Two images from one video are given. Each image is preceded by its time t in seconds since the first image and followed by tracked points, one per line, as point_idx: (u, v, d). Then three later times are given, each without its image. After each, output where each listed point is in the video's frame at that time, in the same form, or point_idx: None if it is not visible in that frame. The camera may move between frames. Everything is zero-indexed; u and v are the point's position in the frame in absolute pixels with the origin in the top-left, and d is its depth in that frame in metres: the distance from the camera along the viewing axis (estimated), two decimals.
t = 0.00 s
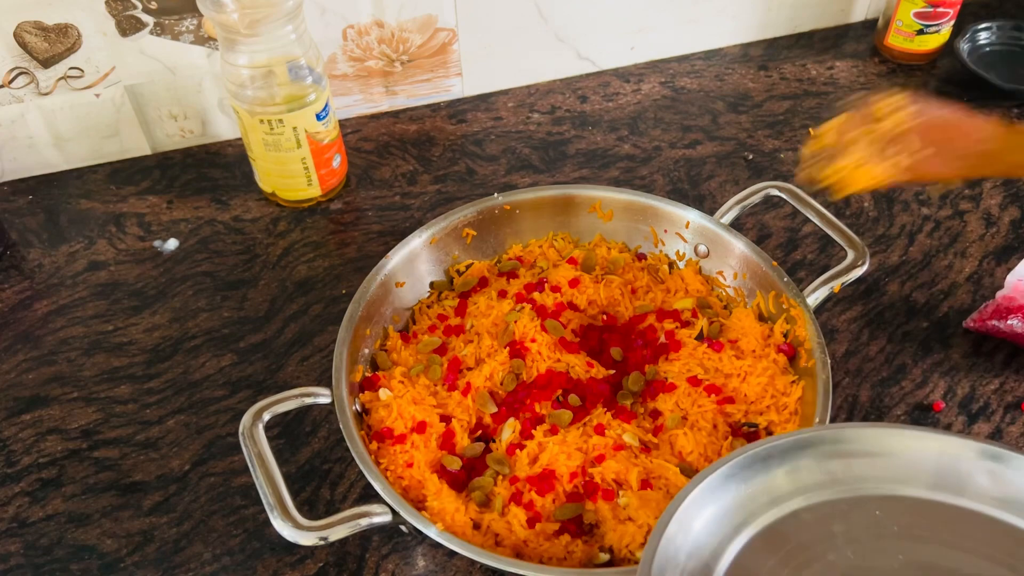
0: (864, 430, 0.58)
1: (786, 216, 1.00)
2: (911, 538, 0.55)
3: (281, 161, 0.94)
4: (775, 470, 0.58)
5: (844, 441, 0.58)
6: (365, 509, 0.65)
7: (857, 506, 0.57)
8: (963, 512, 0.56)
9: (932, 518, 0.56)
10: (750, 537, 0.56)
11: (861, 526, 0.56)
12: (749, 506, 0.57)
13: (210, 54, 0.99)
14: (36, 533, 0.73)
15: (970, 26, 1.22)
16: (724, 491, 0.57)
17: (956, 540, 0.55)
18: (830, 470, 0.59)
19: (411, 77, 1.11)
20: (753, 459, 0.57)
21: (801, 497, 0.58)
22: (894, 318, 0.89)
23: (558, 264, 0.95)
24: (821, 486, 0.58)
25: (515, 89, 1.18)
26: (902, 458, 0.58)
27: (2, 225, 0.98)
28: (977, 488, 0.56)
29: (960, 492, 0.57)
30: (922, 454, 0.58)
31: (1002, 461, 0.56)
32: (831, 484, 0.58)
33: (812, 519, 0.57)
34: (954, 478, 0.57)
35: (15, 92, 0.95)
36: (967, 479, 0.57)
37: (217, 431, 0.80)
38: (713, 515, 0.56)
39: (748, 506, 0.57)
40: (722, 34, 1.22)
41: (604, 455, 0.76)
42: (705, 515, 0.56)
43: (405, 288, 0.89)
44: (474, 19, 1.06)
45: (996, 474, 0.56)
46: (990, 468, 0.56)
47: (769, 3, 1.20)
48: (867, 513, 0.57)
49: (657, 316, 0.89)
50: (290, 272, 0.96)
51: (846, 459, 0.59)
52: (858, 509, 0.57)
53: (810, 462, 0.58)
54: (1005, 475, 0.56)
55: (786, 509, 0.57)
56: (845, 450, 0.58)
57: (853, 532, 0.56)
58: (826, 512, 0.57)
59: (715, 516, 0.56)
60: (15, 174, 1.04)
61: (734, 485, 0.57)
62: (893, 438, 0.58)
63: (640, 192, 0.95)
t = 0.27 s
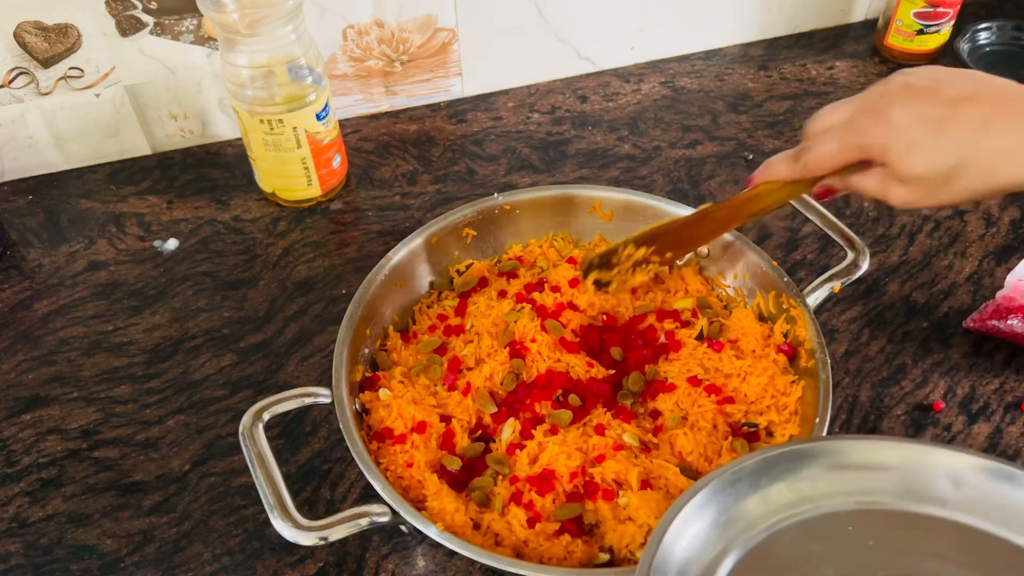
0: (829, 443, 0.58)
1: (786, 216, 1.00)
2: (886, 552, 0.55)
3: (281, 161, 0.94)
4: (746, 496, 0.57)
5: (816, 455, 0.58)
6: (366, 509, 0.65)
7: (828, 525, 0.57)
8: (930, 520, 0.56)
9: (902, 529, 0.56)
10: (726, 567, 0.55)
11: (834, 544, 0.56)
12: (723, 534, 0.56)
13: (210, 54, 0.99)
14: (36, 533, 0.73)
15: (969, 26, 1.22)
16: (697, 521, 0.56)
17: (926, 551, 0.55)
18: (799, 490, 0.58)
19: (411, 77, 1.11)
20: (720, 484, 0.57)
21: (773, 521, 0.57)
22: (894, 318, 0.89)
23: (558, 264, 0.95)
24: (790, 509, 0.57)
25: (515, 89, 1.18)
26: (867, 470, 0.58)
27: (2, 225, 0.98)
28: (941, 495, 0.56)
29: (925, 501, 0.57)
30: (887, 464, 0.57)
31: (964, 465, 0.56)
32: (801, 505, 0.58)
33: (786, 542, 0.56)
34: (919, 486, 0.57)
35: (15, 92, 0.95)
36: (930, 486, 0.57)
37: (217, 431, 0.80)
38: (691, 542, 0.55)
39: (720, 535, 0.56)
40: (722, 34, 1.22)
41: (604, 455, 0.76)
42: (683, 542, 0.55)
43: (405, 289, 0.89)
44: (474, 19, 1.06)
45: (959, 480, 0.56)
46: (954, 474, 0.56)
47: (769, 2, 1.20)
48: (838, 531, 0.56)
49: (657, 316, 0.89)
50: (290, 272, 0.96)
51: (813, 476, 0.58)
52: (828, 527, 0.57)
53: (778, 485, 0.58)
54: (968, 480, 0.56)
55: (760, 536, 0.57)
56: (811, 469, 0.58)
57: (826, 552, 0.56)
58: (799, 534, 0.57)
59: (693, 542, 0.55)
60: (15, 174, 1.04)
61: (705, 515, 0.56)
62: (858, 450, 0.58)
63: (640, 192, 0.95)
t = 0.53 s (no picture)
0: (788, 463, 0.58)
1: (786, 216, 1.00)
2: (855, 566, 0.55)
3: (281, 161, 0.94)
4: (710, 524, 0.57)
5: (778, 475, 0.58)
6: (366, 509, 0.65)
7: (794, 547, 0.56)
8: (889, 531, 0.57)
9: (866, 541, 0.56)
10: None
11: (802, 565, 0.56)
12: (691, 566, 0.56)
13: (210, 54, 0.99)
14: (36, 533, 0.73)
15: (969, 26, 1.22)
16: (667, 554, 0.55)
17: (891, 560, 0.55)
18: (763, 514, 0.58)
19: (411, 78, 1.11)
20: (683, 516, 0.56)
21: (740, 548, 0.57)
22: (894, 318, 0.89)
23: (558, 264, 0.94)
24: (756, 535, 0.57)
25: (515, 89, 1.18)
26: (827, 486, 0.58)
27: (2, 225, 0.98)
28: (899, 503, 0.57)
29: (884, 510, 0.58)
30: (845, 479, 0.58)
31: (916, 471, 0.57)
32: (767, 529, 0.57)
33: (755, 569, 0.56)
34: (877, 496, 0.58)
35: (15, 92, 0.95)
36: (887, 495, 0.58)
37: (217, 431, 0.80)
38: None
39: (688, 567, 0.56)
40: (722, 34, 1.22)
41: (604, 455, 0.76)
42: None
43: (405, 289, 0.89)
44: (474, 19, 1.06)
45: (914, 487, 0.57)
46: (910, 480, 0.57)
47: (769, 2, 1.20)
48: (804, 552, 0.56)
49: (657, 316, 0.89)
50: (290, 272, 0.96)
51: (775, 498, 0.58)
52: (794, 548, 0.56)
53: (741, 511, 0.57)
54: (923, 485, 0.57)
55: (729, 564, 0.56)
56: (772, 490, 0.58)
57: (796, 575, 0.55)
58: (767, 557, 0.56)
59: None
60: (14, 174, 1.04)
61: (672, 547, 0.55)
62: (816, 468, 0.58)
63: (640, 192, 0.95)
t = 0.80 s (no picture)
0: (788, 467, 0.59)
1: (786, 216, 1.00)
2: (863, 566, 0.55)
3: (281, 161, 0.94)
4: (715, 531, 0.57)
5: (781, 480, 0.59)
6: (365, 509, 0.65)
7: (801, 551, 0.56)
8: (893, 533, 0.57)
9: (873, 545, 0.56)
10: None
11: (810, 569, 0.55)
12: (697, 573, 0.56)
13: (210, 54, 0.99)
14: (36, 533, 0.73)
15: (969, 26, 1.22)
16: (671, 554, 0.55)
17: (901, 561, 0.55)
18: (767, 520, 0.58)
19: (411, 77, 1.11)
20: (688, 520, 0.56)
21: (745, 555, 0.56)
22: (894, 318, 0.89)
23: (558, 264, 0.95)
24: (760, 539, 0.57)
25: (515, 89, 1.18)
26: (829, 491, 0.59)
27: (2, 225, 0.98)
28: (902, 507, 0.58)
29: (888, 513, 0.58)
30: (847, 483, 0.59)
31: (915, 474, 0.58)
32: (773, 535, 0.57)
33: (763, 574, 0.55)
34: (879, 500, 0.58)
35: (15, 92, 0.95)
36: (889, 498, 0.58)
37: (217, 431, 0.80)
38: None
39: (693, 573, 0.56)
40: (722, 34, 1.22)
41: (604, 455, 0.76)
42: None
43: (405, 289, 0.89)
44: (474, 19, 1.06)
45: (915, 490, 0.58)
46: (910, 483, 0.58)
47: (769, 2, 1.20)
48: (812, 556, 0.56)
49: (657, 316, 0.89)
50: (290, 272, 0.96)
51: (778, 504, 0.58)
52: (800, 552, 0.56)
53: (744, 516, 0.58)
54: (923, 488, 0.58)
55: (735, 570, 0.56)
56: (775, 496, 0.59)
57: None
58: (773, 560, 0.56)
59: None
60: (15, 174, 1.04)
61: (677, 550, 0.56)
62: (820, 472, 0.59)
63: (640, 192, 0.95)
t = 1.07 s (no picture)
0: (796, 467, 0.58)
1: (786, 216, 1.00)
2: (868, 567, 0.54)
3: (281, 161, 0.94)
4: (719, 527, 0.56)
5: (785, 479, 0.58)
6: (365, 509, 0.65)
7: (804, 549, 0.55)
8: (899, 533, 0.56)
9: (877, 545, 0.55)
10: None
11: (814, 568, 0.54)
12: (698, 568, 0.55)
13: (210, 54, 0.99)
14: (36, 533, 0.73)
15: (970, 26, 1.22)
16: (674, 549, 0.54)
17: (908, 563, 0.54)
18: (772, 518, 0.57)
19: (411, 77, 1.11)
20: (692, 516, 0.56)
21: (747, 551, 0.56)
22: (894, 318, 0.89)
23: (558, 264, 0.95)
24: (763, 539, 0.56)
25: (515, 89, 1.18)
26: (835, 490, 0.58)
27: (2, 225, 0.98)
28: (907, 509, 0.57)
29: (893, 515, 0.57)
30: (853, 482, 0.58)
31: (922, 476, 0.57)
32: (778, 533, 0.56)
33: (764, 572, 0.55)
34: (885, 502, 0.57)
35: (15, 92, 0.95)
36: (896, 501, 0.57)
37: (217, 431, 0.80)
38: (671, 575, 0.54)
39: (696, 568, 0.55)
40: (722, 34, 1.22)
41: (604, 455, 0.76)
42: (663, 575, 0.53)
43: (405, 289, 0.89)
44: (474, 19, 1.06)
45: (921, 491, 0.57)
46: (917, 485, 0.57)
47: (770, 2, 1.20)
48: (815, 555, 0.55)
49: (657, 316, 0.89)
50: (290, 272, 0.96)
51: (782, 503, 0.58)
52: (804, 551, 0.55)
53: (747, 516, 0.57)
54: (930, 489, 0.57)
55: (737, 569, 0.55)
56: (779, 496, 0.58)
57: None
58: (776, 560, 0.55)
59: None
60: (15, 174, 1.04)
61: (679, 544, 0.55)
62: (826, 472, 0.58)
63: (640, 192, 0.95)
